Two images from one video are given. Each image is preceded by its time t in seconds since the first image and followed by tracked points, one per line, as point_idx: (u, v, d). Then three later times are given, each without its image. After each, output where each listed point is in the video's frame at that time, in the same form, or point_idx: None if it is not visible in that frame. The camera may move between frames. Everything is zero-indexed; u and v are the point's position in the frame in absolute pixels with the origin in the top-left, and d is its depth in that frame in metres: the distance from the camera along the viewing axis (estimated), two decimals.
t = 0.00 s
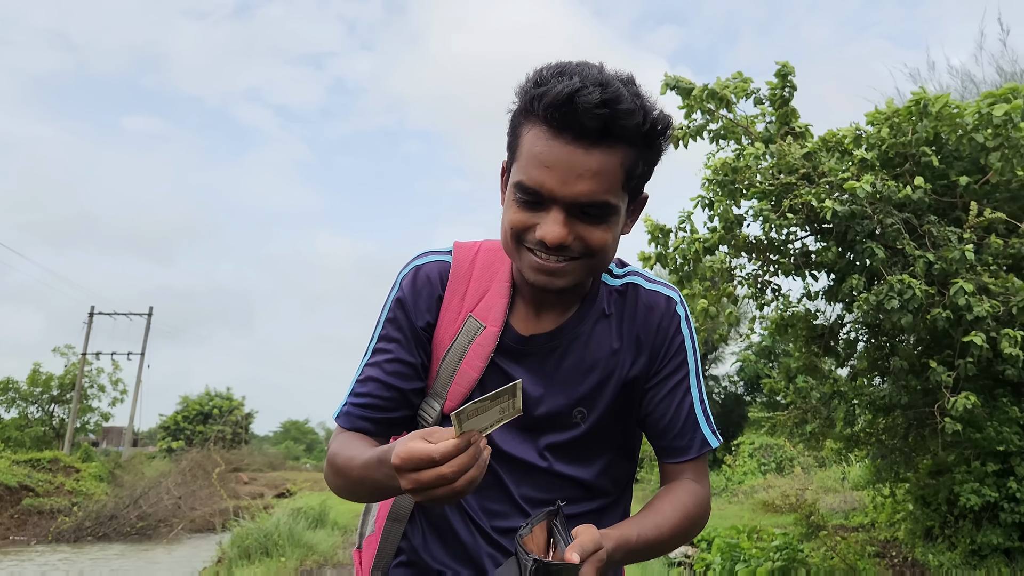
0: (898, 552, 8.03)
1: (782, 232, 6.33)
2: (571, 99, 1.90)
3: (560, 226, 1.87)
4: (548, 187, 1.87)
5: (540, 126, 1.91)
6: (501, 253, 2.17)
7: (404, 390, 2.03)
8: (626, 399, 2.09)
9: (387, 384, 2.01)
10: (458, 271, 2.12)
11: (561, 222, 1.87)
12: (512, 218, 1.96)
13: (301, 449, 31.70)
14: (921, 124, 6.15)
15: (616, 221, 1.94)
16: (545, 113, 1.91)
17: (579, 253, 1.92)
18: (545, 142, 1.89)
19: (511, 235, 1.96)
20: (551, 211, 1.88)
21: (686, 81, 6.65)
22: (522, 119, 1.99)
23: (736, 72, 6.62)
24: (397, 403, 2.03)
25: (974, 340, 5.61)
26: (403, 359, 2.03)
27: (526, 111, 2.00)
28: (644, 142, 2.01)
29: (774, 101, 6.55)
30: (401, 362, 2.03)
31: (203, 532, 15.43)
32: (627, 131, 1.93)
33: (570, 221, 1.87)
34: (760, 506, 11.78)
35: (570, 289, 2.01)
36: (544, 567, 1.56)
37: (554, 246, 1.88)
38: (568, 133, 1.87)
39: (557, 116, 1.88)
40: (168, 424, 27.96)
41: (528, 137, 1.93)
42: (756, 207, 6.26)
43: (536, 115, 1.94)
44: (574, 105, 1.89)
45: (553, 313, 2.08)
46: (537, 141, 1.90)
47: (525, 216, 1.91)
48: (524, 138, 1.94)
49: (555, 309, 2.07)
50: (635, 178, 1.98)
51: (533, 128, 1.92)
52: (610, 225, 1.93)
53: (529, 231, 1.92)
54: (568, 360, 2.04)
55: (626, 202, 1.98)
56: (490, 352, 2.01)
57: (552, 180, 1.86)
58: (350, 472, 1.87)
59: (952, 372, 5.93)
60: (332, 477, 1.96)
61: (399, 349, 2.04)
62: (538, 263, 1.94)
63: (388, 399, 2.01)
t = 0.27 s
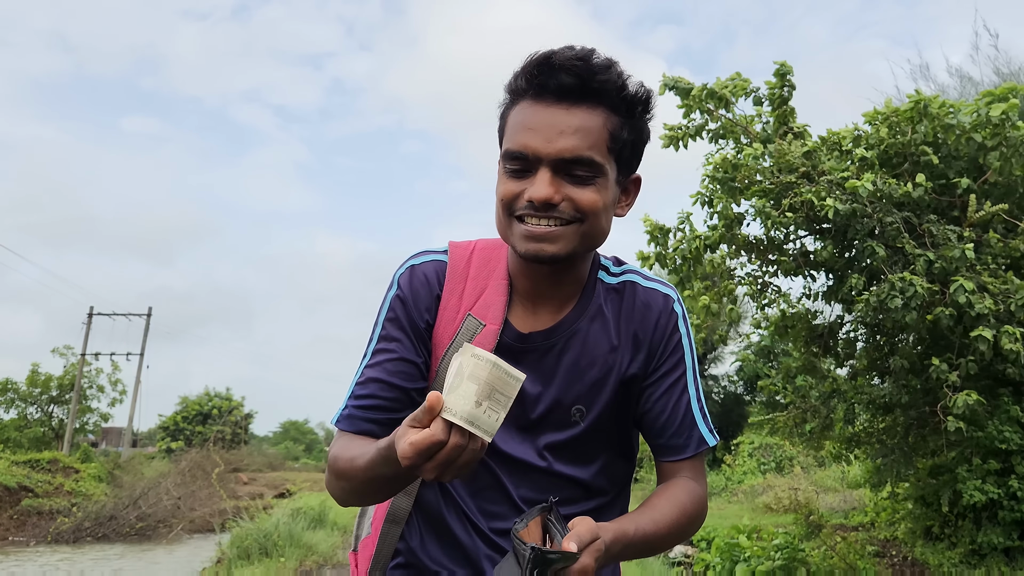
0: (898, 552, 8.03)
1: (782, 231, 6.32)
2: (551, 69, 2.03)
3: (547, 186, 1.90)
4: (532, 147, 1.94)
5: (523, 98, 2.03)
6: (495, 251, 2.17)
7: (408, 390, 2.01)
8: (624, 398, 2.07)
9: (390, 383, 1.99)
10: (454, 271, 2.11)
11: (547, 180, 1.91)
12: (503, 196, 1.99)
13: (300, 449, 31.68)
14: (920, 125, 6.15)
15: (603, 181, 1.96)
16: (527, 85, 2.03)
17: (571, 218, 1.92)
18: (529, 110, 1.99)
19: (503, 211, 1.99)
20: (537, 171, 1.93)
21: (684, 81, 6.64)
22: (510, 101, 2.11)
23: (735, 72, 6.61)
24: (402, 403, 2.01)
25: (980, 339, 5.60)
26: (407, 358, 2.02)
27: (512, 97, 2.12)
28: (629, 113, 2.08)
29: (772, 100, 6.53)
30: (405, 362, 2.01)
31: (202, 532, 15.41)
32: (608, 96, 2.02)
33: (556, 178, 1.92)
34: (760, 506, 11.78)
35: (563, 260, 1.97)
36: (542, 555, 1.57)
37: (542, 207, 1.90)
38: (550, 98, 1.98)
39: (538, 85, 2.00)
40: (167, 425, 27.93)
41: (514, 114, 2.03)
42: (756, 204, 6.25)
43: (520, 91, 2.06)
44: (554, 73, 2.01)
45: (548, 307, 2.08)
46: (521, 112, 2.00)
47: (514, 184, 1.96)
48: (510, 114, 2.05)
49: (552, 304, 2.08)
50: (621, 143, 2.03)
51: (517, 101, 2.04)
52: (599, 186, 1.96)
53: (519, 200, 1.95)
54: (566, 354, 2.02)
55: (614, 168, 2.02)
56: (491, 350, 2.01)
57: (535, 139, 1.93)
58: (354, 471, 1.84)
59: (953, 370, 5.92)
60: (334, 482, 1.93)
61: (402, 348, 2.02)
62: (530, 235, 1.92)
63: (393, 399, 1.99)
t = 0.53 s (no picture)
0: (899, 551, 8.03)
1: (782, 231, 6.32)
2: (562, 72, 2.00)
3: (554, 194, 1.90)
4: (540, 154, 1.92)
5: (531, 101, 1.99)
6: (492, 250, 2.17)
7: (405, 389, 2.01)
8: (624, 395, 2.08)
9: (388, 383, 1.99)
10: (452, 270, 2.11)
11: (554, 189, 1.91)
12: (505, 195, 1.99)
13: (300, 450, 31.69)
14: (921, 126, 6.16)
15: (607, 191, 1.97)
16: (536, 87, 2.00)
17: (573, 224, 1.93)
18: (537, 113, 1.96)
19: (505, 212, 1.99)
20: (545, 179, 1.92)
21: (684, 81, 6.65)
22: (515, 100, 2.07)
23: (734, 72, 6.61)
24: (399, 402, 2.01)
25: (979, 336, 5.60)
26: (404, 358, 2.02)
27: (516, 94, 2.09)
28: (633, 118, 2.08)
29: (773, 100, 6.54)
30: (401, 361, 2.02)
31: (202, 533, 15.40)
32: (616, 103, 2.01)
33: (563, 188, 1.92)
34: (759, 506, 11.78)
35: (564, 267, 1.99)
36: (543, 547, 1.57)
37: (548, 215, 1.91)
38: (559, 104, 1.96)
39: (548, 89, 1.98)
40: (167, 425, 27.94)
41: (520, 115, 2.01)
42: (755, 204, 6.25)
43: (527, 92, 2.02)
44: (564, 77, 1.98)
45: (545, 303, 2.09)
46: (529, 115, 1.97)
47: (519, 188, 1.95)
48: (515, 115, 2.02)
49: (547, 304, 2.08)
50: (625, 151, 2.04)
51: (525, 103, 2.01)
52: (602, 195, 1.96)
53: (523, 204, 1.95)
54: (565, 350, 2.03)
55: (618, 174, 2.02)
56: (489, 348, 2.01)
57: (544, 147, 1.92)
58: (353, 470, 1.85)
59: (956, 369, 5.92)
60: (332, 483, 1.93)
61: (400, 348, 2.03)
62: (532, 238, 1.94)
63: (390, 399, 1.99)
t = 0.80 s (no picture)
0: (900, 552, 8.02)
1: (783, 233, 6.31)
2: (575, 90, 1.83)
3: (565, 222, 1.81)
4: (552, 182, 1.81)
5: (540, 121, 1.84)
6: (488, 251, 2.15)
7: (402, 395, 2.01)
8: (623, 392, 2.07)
9: (385, 389, 1.99)
10: (446, 273, 2.11)
11: (566, 218, 1.81)
12: (507, 214, 1.88)
13: (300, 450, 31.70)
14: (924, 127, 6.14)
15: (615, 213, 1.90)
16: (545, 104, 1.84)
17: (579, 248, 1.88)
18: (548, 137, 1.81)
19: (509, 233, 1.89)
20: (555, 206, 1.82)
21: (684, 82, 6.65)
22: (517, 111, 1.91)
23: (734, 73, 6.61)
24: (397, 407, 2.01)
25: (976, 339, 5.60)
26: (397, 363, 2.01)
27: (520, 102, 1.91)
28: (639, 129, 1.97)
29: (772, 102, 6.53)
30: (396, 368, 2.01)
31: (203, 533, 15.39)
32: (627, 121, 1.88)
33: (574, 216, 1.82)
34: (760, 507, 11.77)
35: (566, 280, 1.96)
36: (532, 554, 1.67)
37: (558, 242, 1.83)
38: (572, 126, 1.81)
39: (561, 109, 1.81)
40: (168, 425, 27.93)
41: (527, 132, 1.86)
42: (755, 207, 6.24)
43: (534, 108, 1.86)
44: (578, 96, 1.82)
45: (537, 302, 2.07)
46: (538, 137, 1.82)
47: (526, 213, 1.85)
48: (521, 132, 1.87)
49: (540, 304, 2.06)
50: (632, 168, 1.94)
51: (533, 121, 1.85)
52: (610, 219, 1.89)
53: (530, 228, 1.86)
54: (563, 350, 2.03)
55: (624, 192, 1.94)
56: (485, 350, 2.01)
57: (556, 176, 1.79)
58: (359, 477, 1.86)
59: (956, 370, 5.92)
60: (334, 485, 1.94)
61: (394, 354, 2.02)
62: (539, 259, 1.89)
63: (386, 404, 2.00)
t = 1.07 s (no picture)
0: (900, 552, 8.02)
1: (784, 234, 6.31)
2: (580, 100, 1.82)
3: (569, 230, 1.81)
4: (555, 191, 1.80)
5: (545, 128, 1.84)
6: (492, 249, 2.16)
7: (410, 394, 2.04)
8: (624, 391, 2.07)
9: (392, 389, 2.02)
10: (450, 270, 2.11)
11: (569, 225, 1.81)
12: (512, 219, 1.88)
13: (301, 450, 31.70)
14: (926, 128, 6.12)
15: (619, 220, 1.89)
16: (550, 112, 1.84)
17: (583, 256, 1.88)
18: (552, 146, 1.81)
19: (513, 238, 1.89)
20: (558, 213, 1.82)
21: (684, 81, 6.64)
22: (523, 116, 1.90)
23: (736, 72, 6.60)
24: (405, 407, 2.04)
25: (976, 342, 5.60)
26: (403, 362, 2.04)
27: (525, 109, 1.91)
28: (644, 136, 1.96)
29: (773, 102, 6.54)
30: (402, 367, 2.03)
31: (204, 533, 15.40)
32: (631, 129, 1.88)
33: (578, 223, 1.82)
34: (760, 507, 11.77)
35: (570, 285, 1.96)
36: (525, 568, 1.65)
37: (561, 249, 1.83)
38: (576, 135, 1.81)
39: (565, 117, 1.81)
40: (168, 425, 27.93)
41: (531, 139, 1.85)
42: (759, 209, 6.23)
43: (539, 115, 1.86)
44: (583, 104, 1.82)
45: (541, 303, 2.07)
46: (542, 145, 1.82)
47: (529, 219, 1.84)
48: (525, 138, 1.86)
49: (541, 305, 2.06)
50: (636, 175, 1.94)
51: (538, 128, 1.84)
52: (613, 227, 1.88)
53: (533, 234, 1.85)
54: (565, 350, 2.03)
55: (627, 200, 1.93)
56: (488, 348, 2.02)
57: (559, 184, 1.79)
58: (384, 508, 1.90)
59: (955, 371, 5.94)
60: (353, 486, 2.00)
61: (400, 354, 2.04)
62: (541, 265, 1.88)
63: (395, 405, 2.03)
